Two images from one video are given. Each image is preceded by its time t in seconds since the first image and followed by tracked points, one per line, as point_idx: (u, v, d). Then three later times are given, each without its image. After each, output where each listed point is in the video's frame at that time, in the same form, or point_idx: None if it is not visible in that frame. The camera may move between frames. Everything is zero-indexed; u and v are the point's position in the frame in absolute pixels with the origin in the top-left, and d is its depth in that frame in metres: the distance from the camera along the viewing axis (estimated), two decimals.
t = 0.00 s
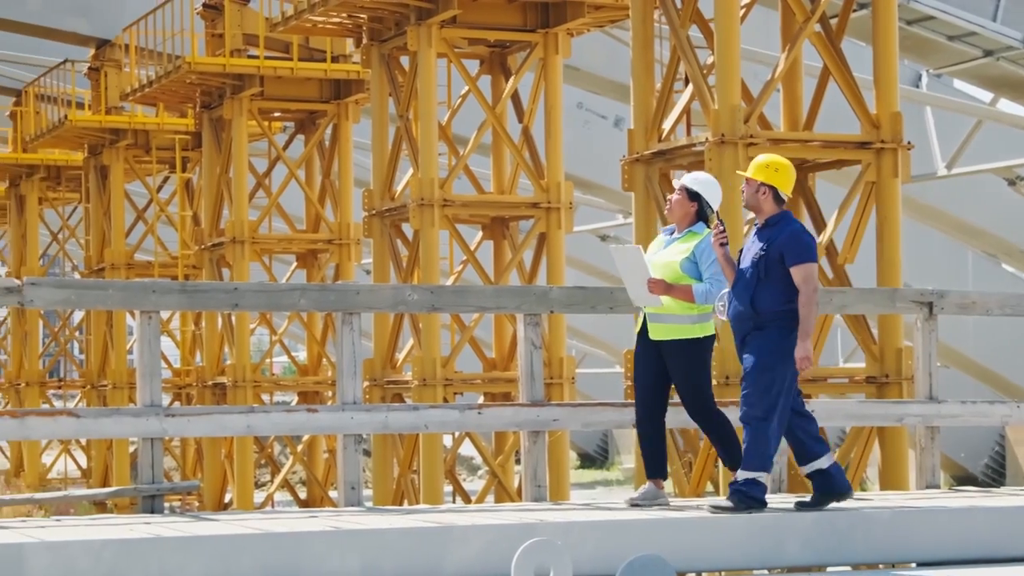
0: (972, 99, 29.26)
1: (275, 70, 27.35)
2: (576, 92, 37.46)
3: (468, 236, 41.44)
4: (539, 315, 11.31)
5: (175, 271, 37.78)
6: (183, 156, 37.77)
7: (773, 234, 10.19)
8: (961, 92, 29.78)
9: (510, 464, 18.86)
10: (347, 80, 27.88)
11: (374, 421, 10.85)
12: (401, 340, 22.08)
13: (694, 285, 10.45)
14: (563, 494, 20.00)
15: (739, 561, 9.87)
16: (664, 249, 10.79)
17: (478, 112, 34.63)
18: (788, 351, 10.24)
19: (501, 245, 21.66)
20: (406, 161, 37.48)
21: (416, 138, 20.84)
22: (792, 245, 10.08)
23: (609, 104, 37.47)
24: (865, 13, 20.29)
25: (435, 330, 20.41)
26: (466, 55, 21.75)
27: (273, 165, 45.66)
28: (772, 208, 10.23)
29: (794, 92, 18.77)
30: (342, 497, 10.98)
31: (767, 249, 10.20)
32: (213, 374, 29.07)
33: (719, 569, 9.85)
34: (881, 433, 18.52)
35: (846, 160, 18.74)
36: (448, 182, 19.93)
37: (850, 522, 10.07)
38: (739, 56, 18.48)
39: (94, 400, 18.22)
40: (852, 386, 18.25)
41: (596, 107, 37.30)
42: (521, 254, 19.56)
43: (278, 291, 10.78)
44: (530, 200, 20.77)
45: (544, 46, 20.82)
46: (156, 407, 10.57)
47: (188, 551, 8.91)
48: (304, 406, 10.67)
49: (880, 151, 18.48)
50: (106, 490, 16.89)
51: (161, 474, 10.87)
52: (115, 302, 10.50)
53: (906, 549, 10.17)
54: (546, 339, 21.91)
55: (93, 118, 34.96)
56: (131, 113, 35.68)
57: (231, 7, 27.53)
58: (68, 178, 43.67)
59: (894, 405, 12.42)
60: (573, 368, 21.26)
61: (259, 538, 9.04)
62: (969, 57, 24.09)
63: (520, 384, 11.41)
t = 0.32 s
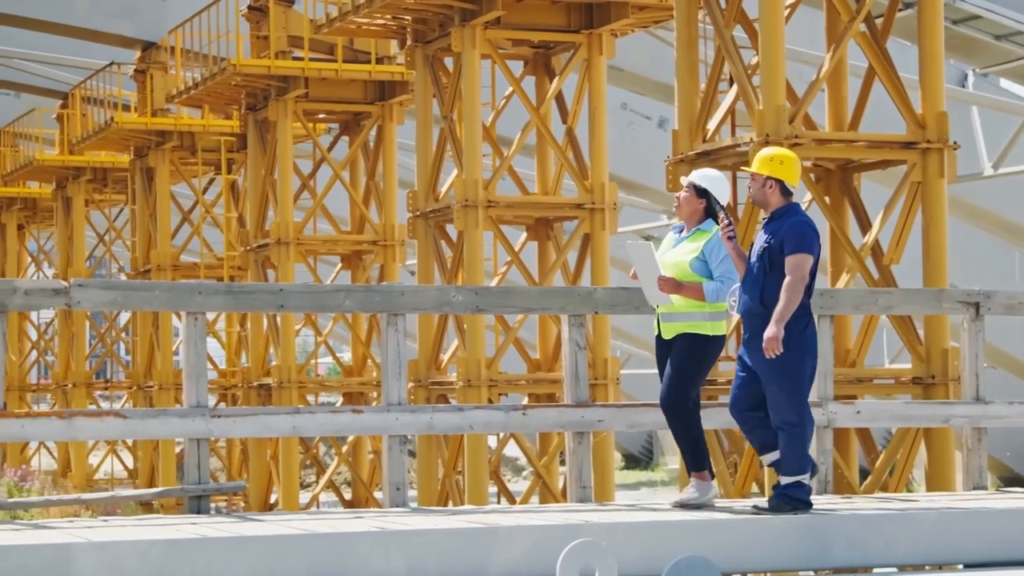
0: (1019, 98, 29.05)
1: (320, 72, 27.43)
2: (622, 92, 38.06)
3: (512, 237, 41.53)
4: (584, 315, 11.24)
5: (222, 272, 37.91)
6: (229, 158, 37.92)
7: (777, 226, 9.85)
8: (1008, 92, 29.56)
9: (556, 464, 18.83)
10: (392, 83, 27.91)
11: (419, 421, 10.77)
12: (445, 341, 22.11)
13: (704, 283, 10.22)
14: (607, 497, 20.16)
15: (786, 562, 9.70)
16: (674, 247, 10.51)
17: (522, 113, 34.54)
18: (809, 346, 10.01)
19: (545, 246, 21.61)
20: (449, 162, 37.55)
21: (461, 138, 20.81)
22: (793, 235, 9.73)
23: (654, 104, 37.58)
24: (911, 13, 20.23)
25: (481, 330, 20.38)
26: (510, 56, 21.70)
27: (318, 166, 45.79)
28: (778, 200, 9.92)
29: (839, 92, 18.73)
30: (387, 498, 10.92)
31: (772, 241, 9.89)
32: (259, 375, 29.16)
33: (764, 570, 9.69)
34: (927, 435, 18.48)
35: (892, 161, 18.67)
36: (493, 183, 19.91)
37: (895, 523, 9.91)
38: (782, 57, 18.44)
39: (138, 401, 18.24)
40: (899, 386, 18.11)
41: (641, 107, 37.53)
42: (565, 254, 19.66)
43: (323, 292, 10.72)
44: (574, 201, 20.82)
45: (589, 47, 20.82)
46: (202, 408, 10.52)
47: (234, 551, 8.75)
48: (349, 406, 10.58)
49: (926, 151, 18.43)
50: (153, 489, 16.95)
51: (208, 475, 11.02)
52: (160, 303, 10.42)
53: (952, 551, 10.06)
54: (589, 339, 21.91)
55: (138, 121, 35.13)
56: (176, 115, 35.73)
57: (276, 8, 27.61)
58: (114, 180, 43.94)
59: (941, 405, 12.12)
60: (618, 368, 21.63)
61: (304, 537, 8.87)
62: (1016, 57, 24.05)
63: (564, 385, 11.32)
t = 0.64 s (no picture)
0: None
1: (369, 74, 27.44)
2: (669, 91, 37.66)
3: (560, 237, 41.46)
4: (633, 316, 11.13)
5: (270, 273, 38.04)
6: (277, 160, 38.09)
7: (786, 226, 9.46)
8: None
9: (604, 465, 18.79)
10: (441, 84, 27.95)
11: (468, 422, 10.68)
12: (494, 341, 22.07)
13: (719, 287, 9.96)
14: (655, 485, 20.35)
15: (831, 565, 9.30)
16: (688, 253, 10.24)
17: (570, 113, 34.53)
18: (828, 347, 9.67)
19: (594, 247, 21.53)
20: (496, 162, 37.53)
21: (509, 139, 20.78)
22: (803, 234, 9.33)
23: (703, 105, 37.37)
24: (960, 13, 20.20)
25: (529, 332, 20.49)
26: (558, 57, 21.69)
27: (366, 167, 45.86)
28: (788, 205, 9.53)
29: (888, 92, 18.66)
30: (437, 499, 10.75)
31: (782, 241, 9.48)
32: (308, 376, 29.23)
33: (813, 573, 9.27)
34: (978, 435, 18.32)
35: (942, 161, 18.58)
36: (542, 184, 19.90)
37: (946, 526, 9.46)
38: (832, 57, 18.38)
39: (189, 401, 18.25)
40: (950, 387, 17.92)
41: (689, 107, 37.31)
42: (612, 257, 19.72)
43: (372, 293, 10.63)
44: (621, 202, 20.73)
45: (637, 47, 20.80)
46: (252, 409, 10.42)
47: (286, 551, 8.43)
48: (398, 407, 10.50)
49: (976, 150, 18.32)
50: (206, 490, 16.92)
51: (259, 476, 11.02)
52: (212, 304, 10.36)
53: (1005, 554, 9.61)
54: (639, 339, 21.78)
55: (189, 123, 35.27)
56: (226, 117, 35.92)
57: (325, 10, 27.62)
58: (164, 181, 44.17)
59: (993, 405, 11.68)
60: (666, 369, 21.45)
61: (357, 537, 8.56)
62: None
63: (613, 385, 11.25)
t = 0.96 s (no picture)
0: None
1: (411, 75, 27.51)
2: (711, 92, 36.77)
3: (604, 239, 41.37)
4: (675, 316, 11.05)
5: (312, 273, 38.10)
6: (320, 161, 38.17)
7: (787, 223, 9.13)
8: None
9: (646, 466, 18.73)
10: (483, 85, 28.02)
11: (510, 424, 10.53)
12: (536, 343, 22.19)
13: (722, 279, 9.89)
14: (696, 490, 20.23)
15: (881, 568, 9.02)
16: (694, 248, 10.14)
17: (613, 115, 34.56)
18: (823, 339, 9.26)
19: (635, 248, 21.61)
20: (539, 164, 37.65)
21: (551, 141, 20.82)
22: (806, 231, 9.02)
23: (745, 105, 36.89)
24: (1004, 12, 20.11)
25: (571, 332, 20.56)
26: (600, 58, 21.79)
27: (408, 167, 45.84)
28: (784, 200, 9.18)
29: (931, 92, 18.57)
30: (479, 500, 10.66)
31: (783, 238, 9.12)
32: (350, 377, 29.30)
33: None
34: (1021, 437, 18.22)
35: (985, 161, 18.49)
36: (582, 185, 19.90)
37: (991, 529, 9.25)
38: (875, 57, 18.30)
39: (237, 404, 18.30)
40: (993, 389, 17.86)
41: (731, 109, 36.80)
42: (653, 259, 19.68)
43: (414, 295, 10.64)
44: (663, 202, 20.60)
45: (678, 48, 20.78)
46: (295, 410, 10.43)
47: (326, 551, 8.22)
48: (440, 408, 10.37)
49: (1020, 150, 18.23)
50: (250, 493, 16.97)
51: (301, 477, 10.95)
52: (256, 305, 10.41)
53: None
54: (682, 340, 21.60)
55: (232, 124, 35.54)
56: (268, 118, 36.08)
57: (367, 11, 27.60)
58: (207, 183, 44.46)
59: None
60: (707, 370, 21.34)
61: (399, 538, 8.34)
62: None
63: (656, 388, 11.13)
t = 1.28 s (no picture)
0: None
1: (461, 76, 27.53)
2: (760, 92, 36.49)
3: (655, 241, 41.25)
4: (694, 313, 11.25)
5: (364, 275, 38.18)
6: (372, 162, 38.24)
7: (804, 225, 9.18)
8: None
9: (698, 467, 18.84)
10: (534, 86, 28.04)
11: (563, 425, 10.62)
12: (588, 344, 22.28)
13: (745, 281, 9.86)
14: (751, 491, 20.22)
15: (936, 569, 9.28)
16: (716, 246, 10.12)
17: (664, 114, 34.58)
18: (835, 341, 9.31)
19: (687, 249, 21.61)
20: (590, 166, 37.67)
21: (602, 141, 20.84)
22: (825, 234, 9.09)
23: (796, 106, 36.58)
24: None
25: (623, 335, 20.74)
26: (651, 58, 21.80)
27: (460, 168, 45.90)
28: (798, 201, 9.23)
29: (984, 91, 18.45)
30: (533, 501, 10.79)
31: (800, 240, 9.18)
32: (402, 379, 29.36)
33: None
34: None
35: None
36: (634, 186, 19.87)
37: None
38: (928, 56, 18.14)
39: (290, 406, 18.43)
40: None
41: (783, 109, 36.48)
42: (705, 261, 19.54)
43: (467, 296, 10.58)
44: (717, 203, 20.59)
45: (730, 48, 20.80)
46: (348, 411, 10.44)
47: (382, 552, 8.50)
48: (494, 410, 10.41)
49: None
50: (300, 494, 17.05)
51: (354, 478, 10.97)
52: (309, 307, 10.38)
53: None
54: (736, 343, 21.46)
55: (283, 127, 35.62)
56: (320, 120, 36.33)
57: (418, 13, 27.61)
58: (260, 185, 44.72)
59: None
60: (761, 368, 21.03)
61: (453, 538, 8.62)
62: None
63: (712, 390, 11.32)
